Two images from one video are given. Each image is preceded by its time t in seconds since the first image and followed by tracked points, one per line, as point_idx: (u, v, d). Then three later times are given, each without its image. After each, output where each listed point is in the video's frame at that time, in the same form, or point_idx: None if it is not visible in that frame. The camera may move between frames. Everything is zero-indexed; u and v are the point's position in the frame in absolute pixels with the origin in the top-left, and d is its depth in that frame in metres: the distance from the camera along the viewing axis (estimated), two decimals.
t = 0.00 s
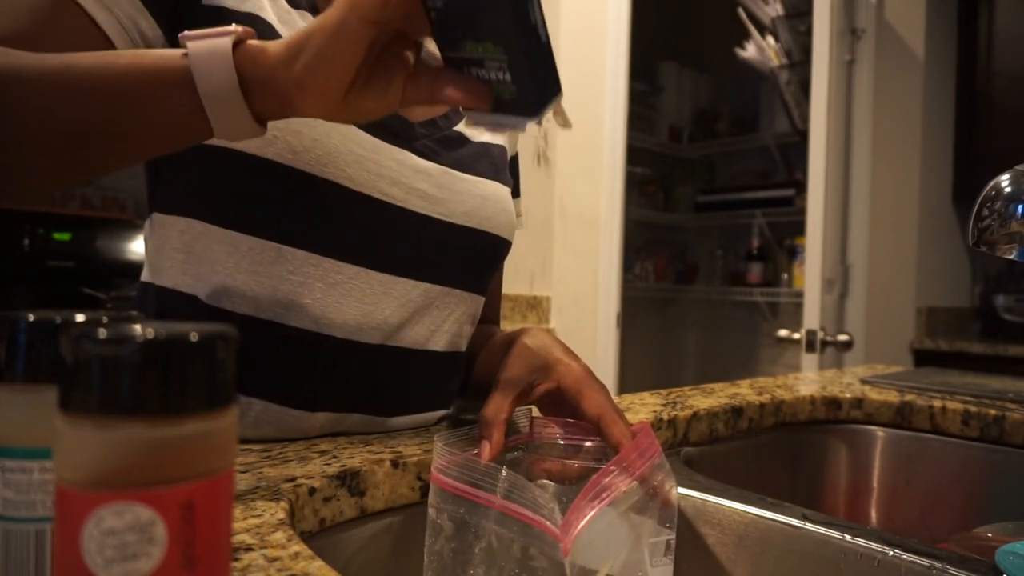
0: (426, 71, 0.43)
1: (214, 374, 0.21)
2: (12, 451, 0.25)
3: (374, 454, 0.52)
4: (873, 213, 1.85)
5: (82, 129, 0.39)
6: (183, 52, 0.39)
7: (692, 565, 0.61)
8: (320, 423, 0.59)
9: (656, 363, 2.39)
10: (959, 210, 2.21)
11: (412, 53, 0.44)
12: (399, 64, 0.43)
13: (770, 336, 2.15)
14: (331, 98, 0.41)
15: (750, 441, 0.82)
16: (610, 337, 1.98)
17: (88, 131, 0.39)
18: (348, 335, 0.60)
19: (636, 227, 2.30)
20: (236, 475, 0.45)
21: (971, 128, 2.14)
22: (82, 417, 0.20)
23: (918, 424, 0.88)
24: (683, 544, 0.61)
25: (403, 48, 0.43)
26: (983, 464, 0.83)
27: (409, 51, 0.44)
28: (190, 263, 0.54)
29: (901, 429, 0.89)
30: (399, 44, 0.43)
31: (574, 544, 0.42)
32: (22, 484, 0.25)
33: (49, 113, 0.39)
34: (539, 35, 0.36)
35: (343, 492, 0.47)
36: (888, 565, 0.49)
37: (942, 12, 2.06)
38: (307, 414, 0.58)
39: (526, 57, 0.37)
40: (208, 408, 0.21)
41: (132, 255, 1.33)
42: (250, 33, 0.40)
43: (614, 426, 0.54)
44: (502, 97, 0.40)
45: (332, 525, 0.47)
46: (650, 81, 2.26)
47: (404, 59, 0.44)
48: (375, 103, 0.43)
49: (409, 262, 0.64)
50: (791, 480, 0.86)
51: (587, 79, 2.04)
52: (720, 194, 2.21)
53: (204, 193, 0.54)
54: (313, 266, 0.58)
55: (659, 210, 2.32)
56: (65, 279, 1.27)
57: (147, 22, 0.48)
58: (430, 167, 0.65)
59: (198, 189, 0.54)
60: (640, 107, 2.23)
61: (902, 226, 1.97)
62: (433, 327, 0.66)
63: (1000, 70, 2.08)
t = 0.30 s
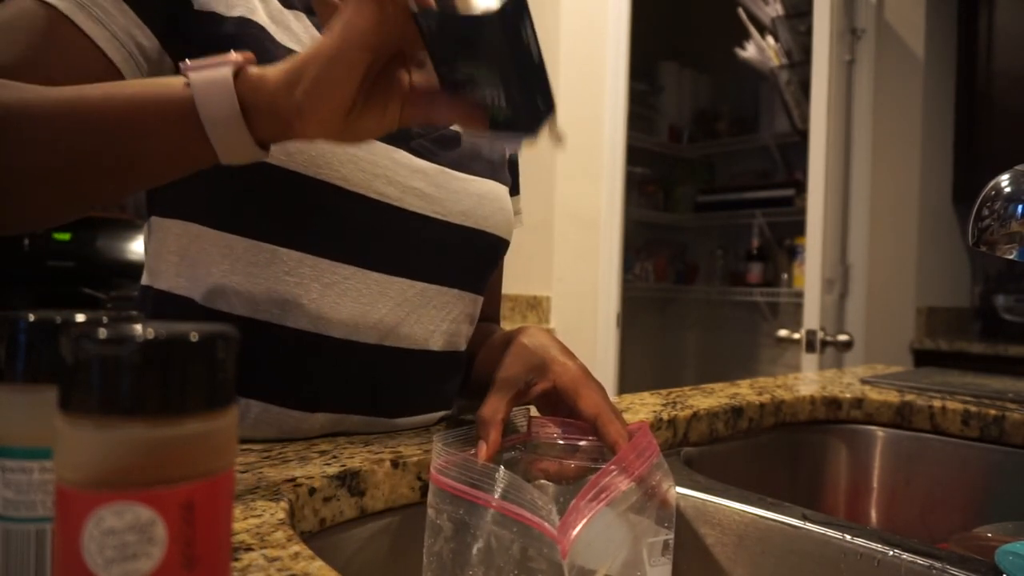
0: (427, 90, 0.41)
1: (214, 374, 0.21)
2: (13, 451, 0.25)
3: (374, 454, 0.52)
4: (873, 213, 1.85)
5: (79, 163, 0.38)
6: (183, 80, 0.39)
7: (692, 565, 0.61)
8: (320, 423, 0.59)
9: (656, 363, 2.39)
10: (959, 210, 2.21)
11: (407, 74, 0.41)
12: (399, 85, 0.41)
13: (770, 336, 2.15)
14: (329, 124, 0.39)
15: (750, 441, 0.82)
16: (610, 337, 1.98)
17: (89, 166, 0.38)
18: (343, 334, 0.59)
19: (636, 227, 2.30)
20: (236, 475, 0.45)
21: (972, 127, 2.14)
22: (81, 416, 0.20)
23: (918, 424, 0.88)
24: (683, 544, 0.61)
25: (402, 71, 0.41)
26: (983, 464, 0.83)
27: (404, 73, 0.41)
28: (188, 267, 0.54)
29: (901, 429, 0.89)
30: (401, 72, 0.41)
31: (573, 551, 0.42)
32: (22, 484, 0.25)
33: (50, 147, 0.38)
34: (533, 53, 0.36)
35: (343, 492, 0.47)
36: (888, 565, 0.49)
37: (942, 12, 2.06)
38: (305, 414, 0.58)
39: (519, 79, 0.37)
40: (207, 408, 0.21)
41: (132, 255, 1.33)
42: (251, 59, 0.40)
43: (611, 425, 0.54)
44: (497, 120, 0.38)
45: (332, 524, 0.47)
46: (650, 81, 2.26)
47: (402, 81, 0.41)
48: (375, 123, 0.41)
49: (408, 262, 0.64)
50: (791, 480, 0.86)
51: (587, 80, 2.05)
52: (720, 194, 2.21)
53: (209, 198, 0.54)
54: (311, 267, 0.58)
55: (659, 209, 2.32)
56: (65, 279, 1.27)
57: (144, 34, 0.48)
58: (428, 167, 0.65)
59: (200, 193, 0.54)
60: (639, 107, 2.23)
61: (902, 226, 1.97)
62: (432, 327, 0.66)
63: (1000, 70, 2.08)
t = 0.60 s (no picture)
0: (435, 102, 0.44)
1: (214, 374, 0.21)
2: (12, 451, 0.25)
3: (374, 454, 0.52)
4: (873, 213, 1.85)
5: (78, 173, 0.38)
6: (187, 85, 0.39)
7: (691, 565, 0.61)
8: (319, 423, 0.59)
9: (656, 362, 2.39)
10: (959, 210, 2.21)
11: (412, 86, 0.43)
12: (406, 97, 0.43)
13: (770, 336, 2.15)
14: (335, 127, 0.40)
15: (750, 441, 0.82)
16: (610, 337, 1.98)
17: (89, 172, 0.38)
18: (343, 336, 0.59)
19: (636, 227, 2.30)
20: (236, 475, 0.45)
21: (972, 127, 2.14)
22: (82, 416, 0.20)
23: (918, 424, 0.88)
24: (683, 543, 0.61)
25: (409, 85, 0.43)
26: (983, 464, 0.83)
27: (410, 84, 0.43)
28: (188, 267, 0.54)
29: (901, 429, 0.89)
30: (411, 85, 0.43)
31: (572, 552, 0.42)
32: (22, 484, 0.25)
33: (48, 153, 0.38)
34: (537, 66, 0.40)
35: (343, 492, 0.47)
36: (887, 565, 0.49)
37: (942, 12, 2.06)
38: (305, 415, 0.58)
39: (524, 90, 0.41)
40: (208, 408, 0.21)
41: (132, 254, 1.33)
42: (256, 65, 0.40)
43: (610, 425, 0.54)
44: (503, 133, 0.43)
45: (332, 525, 0.47)
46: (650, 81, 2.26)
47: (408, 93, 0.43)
48: (380, 130, 0.43)
49: (407, 264, 0.64)
50: (791, 480, 0.86)
51: (587, 80, 2.05)
52: (720, 194, 2.21)
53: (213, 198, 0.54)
54: (311, 268, 0.58)
55: (659, 209, 2.32)
56: (65, 279, 1.27)
57: (144, 30, 0.47)
58: (429, 169, 0.66)
59: (201, 194, 0.54)
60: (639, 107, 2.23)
61: (902, 226, 1.97)
62: (432, 329, 0.66)
63: (999, 70, 2.08)
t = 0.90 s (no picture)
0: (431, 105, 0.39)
1: (214, 374, 0.21)
2: (12, 451, 0.25)
3: (373, 454, 0.52)
4: (873, 213, 1.85)
5: (80, 195, 0.38)
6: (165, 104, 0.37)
7: (691, 565, 0.61)
8: (319, 423, 0.59)
9: (656, 362, 2.39)
10: (959, 210, 2.21)
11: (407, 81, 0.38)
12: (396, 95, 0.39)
13: (769, 336, 2.15)
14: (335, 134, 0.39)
15: (750, 441, 0.81)
16: (610, 337, 1.98)
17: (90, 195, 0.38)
18: (341, 338, 0.59)
19: (636, 227, 2.30)
20: (236, 476, 0.45)
21: (972, 127, 2.14)
22: (81, 416, 0.20)
23: (918, 424, 0.88)
24: (683, 543, 0.61)
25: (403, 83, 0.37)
26: (983, 464, 0.83)
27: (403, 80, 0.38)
28: (188, 268, 0.54)
29: (901, 429, 0.89)
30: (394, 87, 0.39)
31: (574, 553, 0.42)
32: (22, 484, 0.25)
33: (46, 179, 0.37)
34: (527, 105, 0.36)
35: (343, 492, 0.47)
36: (887, 565, 0.49)
37: (942, 12, 2.06)
38: (304, 414, 0.58)
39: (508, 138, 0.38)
40: (208, 408, 0.21)
41: (132, 254, 1.34)
42: (234, 81, 0.37)
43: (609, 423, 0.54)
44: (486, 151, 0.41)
45: (332, 524, 0.47)
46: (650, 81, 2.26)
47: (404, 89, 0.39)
48: (366, 137, 0.40)
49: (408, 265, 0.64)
50: (791, 480, 0.86)
51: (587, 80, 2.05)
52: (720, 194, 2.21)
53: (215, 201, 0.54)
54: (312, 269, 0.58)
55: (659, 210, 2.32)
56: (65, 279, 1.27)
57: (143, 41, 0.46)
58: (430, 169, 0.66)
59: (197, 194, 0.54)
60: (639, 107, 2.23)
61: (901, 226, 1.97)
62: (432, 329, 0.66)
63: (999, 71, 2.09)
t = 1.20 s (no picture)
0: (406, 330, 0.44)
1: (214, 374, 0.21)
2: (12, 451, 0.25)
3: (373, 454, 0.52)
4: (873, 214, 1.85)
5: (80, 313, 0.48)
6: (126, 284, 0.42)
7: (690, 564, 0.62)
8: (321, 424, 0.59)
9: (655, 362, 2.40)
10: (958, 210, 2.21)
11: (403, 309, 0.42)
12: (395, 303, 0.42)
13: (769, 336, 2.15)
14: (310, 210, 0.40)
15: (749, 441, 0.81)
16: (610, 337, 1.98)
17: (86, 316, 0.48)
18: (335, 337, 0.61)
19: (636, 227, 2.30)
20: (236, 476, 0.45)
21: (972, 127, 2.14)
22: (82, 416, 0.20)
23: (918, 424, 0.88)
24: (683, 543, 0.62)
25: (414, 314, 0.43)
26: (983, 464, 0.83)
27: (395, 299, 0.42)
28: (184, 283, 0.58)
29: (901, 429, 0.89)
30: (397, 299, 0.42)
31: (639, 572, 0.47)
32: (22, 484, 0.25)
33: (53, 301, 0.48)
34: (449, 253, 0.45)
35: (343, 492, 0.47)
36: (887, 565, 0.49)
37: (942, 12, 2.06)
38: (303, 415, 0.59)
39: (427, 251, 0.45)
40: (208, 408, 0.21)
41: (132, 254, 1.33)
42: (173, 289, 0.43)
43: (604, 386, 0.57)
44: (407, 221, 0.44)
45: (332, 525, 0.47)
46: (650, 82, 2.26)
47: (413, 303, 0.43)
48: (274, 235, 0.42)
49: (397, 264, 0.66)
50: (790, 480, 0.86)
51: (587, 80, 2.05)
52: (721, 194, 2.21)
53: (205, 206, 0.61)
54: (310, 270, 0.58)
55: (659, 210, 2.32)
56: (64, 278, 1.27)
57: (127, 91, 0.57)
58: (418, 166, 0.70)
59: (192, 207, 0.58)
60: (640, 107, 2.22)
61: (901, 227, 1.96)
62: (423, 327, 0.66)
63: (999, 71, 2.09)
